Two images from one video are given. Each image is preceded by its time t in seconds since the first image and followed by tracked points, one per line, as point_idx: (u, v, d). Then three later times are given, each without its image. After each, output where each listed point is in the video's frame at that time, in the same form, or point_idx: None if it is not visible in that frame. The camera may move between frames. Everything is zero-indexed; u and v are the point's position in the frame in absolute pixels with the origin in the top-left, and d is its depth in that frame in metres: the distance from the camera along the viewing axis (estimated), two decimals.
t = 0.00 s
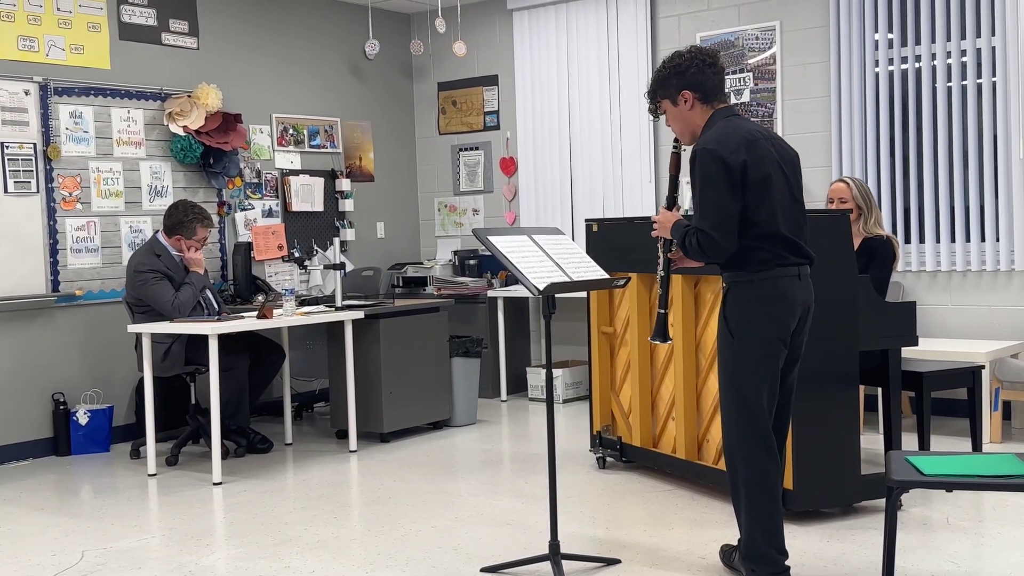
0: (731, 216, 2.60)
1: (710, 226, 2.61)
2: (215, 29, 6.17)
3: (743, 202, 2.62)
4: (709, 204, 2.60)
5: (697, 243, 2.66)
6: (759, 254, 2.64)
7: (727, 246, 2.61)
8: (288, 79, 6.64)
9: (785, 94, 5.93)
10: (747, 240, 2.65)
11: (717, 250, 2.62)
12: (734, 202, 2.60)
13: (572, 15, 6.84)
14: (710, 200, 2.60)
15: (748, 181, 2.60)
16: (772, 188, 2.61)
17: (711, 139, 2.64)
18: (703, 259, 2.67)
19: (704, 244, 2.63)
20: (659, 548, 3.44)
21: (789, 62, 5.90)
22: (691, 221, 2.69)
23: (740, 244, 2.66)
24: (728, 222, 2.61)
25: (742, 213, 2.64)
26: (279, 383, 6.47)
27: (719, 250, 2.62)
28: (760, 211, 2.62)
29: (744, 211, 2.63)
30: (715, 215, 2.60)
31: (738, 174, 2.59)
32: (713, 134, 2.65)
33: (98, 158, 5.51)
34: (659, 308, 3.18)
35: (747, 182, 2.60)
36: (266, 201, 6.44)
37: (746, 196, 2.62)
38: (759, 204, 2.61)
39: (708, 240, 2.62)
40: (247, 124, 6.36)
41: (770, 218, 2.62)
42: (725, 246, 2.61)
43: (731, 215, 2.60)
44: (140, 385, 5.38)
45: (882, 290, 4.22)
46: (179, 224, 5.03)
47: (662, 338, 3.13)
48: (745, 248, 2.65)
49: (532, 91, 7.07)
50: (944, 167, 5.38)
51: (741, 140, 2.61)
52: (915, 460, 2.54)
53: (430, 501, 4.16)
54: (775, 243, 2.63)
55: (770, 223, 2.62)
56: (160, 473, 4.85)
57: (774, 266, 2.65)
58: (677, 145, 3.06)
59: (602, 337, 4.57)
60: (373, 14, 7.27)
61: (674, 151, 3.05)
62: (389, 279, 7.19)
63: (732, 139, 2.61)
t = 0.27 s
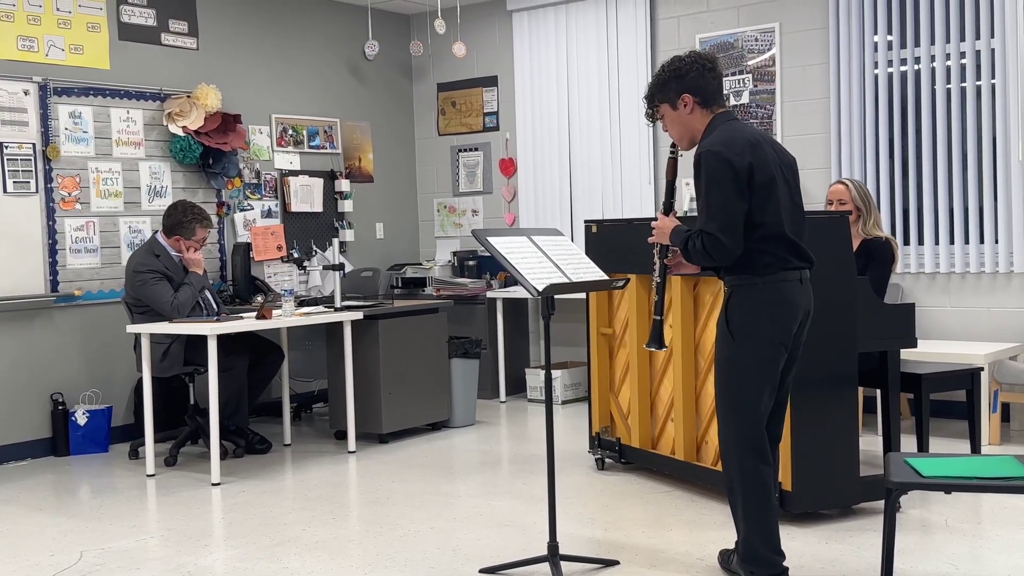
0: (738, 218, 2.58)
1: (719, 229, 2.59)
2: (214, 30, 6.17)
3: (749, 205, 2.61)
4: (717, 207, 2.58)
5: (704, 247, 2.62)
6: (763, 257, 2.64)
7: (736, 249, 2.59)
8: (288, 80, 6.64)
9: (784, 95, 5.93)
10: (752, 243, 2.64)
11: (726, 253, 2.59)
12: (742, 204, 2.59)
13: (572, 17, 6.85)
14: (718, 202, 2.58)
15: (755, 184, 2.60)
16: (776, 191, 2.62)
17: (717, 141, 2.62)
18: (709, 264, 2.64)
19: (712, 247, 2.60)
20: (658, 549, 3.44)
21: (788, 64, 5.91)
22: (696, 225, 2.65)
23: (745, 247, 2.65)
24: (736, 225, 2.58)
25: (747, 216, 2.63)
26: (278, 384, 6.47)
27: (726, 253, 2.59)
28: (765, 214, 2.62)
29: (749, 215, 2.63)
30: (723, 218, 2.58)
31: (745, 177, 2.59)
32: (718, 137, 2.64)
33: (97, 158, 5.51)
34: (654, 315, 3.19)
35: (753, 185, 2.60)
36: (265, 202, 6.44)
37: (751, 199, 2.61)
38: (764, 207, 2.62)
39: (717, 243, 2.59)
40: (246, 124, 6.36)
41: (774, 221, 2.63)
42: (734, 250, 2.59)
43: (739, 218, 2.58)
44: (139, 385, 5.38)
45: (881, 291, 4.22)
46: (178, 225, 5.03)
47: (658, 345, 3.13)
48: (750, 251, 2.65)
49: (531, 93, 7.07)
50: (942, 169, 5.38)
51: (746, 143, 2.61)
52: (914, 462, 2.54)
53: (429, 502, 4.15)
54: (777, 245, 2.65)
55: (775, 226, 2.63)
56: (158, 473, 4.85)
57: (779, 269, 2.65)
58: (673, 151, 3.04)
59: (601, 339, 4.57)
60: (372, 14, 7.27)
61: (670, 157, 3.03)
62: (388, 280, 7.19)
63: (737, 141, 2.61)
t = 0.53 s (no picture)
0: (732, 218, 2.59)
1: (709, 226, 2.59)
2: (213, 30, 6.17)
3: (744, 206, 2.62)
4: (711, 205, 2.59)
5: (693, 243, 2.63)
6: (758, 260, 2.65)
7: (724, 248, 2.60)
8: (286, 80, 6.64)
9: (782, 96, 5.93)
10: (747, 246, 2.65)
11: (714, 251, 2.60)
12: (736, 204, 2.59)
13: (570, 17, 6.85)
14: (712, 201, 2.59)
15: (752, 186, 2.60)
16: (774, 195, 2.62)
17: (719, 140, 2.62)
18: (697, 261, 2.65)
19: (700, 244, 2.61)
20: (655, 550, 3.44)
21: (786, 65, 5.91)
22: (688, 221, 2.66)
23: (738, 248, 2.66)
24: (727, 225, 2.59)
25: (742, 218, 2.64)
26: (275, 384, 6.47)
27: (715, 251, 2.60)
28: (762, 217, 2.62)
29: (744, 216, 2.63)
30: (715, 216, 2.58)
31: (743, 179, 2.59)
32: (720, 136, 2.64)
33: (95, 158, 5.51)
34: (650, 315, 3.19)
35: (750, 188, 2.61)
36: (263, 202, 6.43)
37: (748, 201, 2.62)
38: (761, 210, 2.62)
39: (706, 240, 2.60)
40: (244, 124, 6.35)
41: (771, 225, 2.63)
42: (723, 248, 2.60)
43: (732, 218, 2.59)
44: (137, 385, 5.37)
45: (879, 292, 4.22)
46: (176, 225, 5.03)
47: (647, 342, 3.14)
48: (743, 253, 2.66)
49: (530, 93, 7.07)
50: (941, 170, 5.38)
51: (749, 145, 2.61)
52: (911, 463, 2.54)
53: (427, 503, 4.15)
54: (774, 251, 2.65)
55: (772, 230, 2.63)
56: (156, 473, 4.84)
57: (774, 275, 2.65)
58: (679, 149, 3.03)
59: (600, 339, 4.58)
60: (371, 15, 7.27)
61: (675, 154, 3.02)
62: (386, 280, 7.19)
63: (740, 142, 2.61)
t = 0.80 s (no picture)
0: (715, 209, 2.60)
1: (692, 216, 2.62)
2: (210, 28, 6.16)
3: (732, 200, 2.62)
4: (696, 195, 2.61)
5: (677, 231, 2.66)
6: (746, 256, 2.65)
7: (705, 239, 2.62)
8: (284, 79, 6.64)
9: (780, 96, 5.94)
10: (735, 240, 2.66)
11: (694, 241, 2.63)
12: (722, 197, 2.60)
13: (568, 17, 6.85)
14: (698, 191, 2.61)
15: (741, 181, 2.61)
16: (764, 192, 2.62)
17: (715, 132, 2.63)
18: (680, 248, 2.68)
19: (682, 233, 2.64)
20: (652, 549, 3.45)
21: (784, 65, 5.91)
22: (676, 210, 2.69)
23: (725, 242, 2.67)
24: (710, 216, 2.61)
25: (730, 212, 2.65)
26: (273, 383, 6.47)
27: (695, 240, 2.63)
28: (750, 213, 2.63)
29: (732, 211, 2.64)
30: (700, 207, 2.60)
31: (730, 172, 2.60)
32: (716, 127, 2.65)
33: (92, 157, 5.50)
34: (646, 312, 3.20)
35: (738, 182, 2.61)
36: (260, 201, 6.43)
37: (736, 195, 2.62)
38: (749, 205, 2.62)
39: (687, 230, 2.63)
40: (242, 123, 6.35)
41: (758, 221, 2.63)
42: (705, 238, 2.62)
43: (716, 210, 2.60)
44: (134, 384, 5.37)
45: (876, 292, 4.23)
46: (174, 224, 5.02)
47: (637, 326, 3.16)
48: (731, 247, 2.67)
49: (527, 92, 7.07)
50: (938, 170, 5.39)
51: (743, 139, 2.61)
52: (908, 463, 2.54)
53: (424, 502, 4.15)
54: (764, 249, 2.64)
55: (760, 227, 2.64)
56: (153, 472, 4.84)
57: (764, 272, 2.65)
58: (686, 139, 3.03)
59: (596, 339, 4.57)
60: (369, 14, 7.27)
61: (682, 144, 3.02)
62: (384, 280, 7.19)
63: (734, 136, 2.61)
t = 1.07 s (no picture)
0: (705, 203, 2.61)
1: (681, 208, 2.63)
2: (207, 26, 6.16)
3: (724, 195, 2.63)
4: (687, 189, 2.62)
5: (667, 223, 2.68)
6: (738, 251, 2.65)
7: (694, 231, 2.63)
8: (281, 77, 6.63)
9: (777, 95, 5.94)
10: (727, 236, 2.66)
11: (683, 233, 2.64)
12: (713, 191, 2.61)
13: (565, 15, 6.84)
14: (689, 184, 2.62)
15: (733, 176, 2.61)
16: (756, 189, 2.62)
17: (710, 127, 2.64)
18: (670, 240, 2.70)
19: (671, 225, 2.65)
20: (649, 548, 3.45)
21: (781, 63, 5.91)
22: (668, 202, 2.70)
23: (717, 236, 2.68)
24: (699, 209, 2.62)
25: (722, 207, 2.65)
26: (269, 382, 6.46)
27: (684, 233, 2.64)
28: (741, 208, 2.63)
29: (724, 205, 2.64)
30: (690, 200, 2.61)
31: (722, 167, 2.60)
32: (712, 122, 2.66)
33: (89, 155, 5.49)
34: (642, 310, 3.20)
35: (730, 177, 2.61)
36: (257, 200, 6.42)
37: (728, 190, 2.62)
38: (741, 200, 2.62)
39: (677, 222, 2.64)
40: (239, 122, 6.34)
41: (749, 216, 2.63)
42: (694, 231, 2.63)
43: (705, 204, 2.61)
44: (131, 383, 5.36)
45: (872, 292, 4.24)
46: (170, 223, 5.02)
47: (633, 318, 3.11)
48: (722, 241, 2.67)
49: (525, 91, 7.07)
50: (934, 169, 5.40)
51: (737, 135, 2.62)
52: (905, 462, 2.54)
53: (421, 501, 4.15)
54: (756, 245, 2.64)
55: (752, 222, 2.63)
56: (149, 471, 4.84)
57: (757, 268, 2.65)
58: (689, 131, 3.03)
59: (593, 338, 4.57)
60: (366, 12, 7.27)
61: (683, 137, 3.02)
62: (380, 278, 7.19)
63: (729, 131, 2.62)
